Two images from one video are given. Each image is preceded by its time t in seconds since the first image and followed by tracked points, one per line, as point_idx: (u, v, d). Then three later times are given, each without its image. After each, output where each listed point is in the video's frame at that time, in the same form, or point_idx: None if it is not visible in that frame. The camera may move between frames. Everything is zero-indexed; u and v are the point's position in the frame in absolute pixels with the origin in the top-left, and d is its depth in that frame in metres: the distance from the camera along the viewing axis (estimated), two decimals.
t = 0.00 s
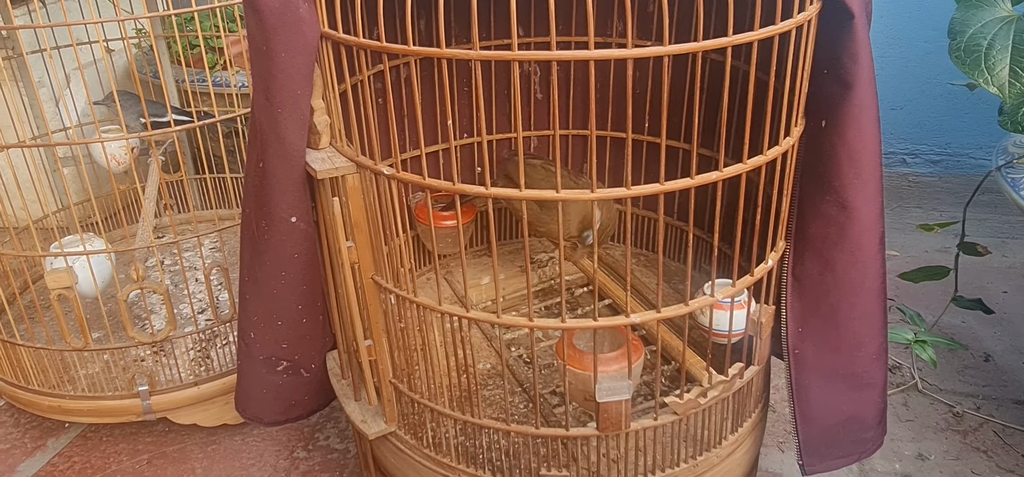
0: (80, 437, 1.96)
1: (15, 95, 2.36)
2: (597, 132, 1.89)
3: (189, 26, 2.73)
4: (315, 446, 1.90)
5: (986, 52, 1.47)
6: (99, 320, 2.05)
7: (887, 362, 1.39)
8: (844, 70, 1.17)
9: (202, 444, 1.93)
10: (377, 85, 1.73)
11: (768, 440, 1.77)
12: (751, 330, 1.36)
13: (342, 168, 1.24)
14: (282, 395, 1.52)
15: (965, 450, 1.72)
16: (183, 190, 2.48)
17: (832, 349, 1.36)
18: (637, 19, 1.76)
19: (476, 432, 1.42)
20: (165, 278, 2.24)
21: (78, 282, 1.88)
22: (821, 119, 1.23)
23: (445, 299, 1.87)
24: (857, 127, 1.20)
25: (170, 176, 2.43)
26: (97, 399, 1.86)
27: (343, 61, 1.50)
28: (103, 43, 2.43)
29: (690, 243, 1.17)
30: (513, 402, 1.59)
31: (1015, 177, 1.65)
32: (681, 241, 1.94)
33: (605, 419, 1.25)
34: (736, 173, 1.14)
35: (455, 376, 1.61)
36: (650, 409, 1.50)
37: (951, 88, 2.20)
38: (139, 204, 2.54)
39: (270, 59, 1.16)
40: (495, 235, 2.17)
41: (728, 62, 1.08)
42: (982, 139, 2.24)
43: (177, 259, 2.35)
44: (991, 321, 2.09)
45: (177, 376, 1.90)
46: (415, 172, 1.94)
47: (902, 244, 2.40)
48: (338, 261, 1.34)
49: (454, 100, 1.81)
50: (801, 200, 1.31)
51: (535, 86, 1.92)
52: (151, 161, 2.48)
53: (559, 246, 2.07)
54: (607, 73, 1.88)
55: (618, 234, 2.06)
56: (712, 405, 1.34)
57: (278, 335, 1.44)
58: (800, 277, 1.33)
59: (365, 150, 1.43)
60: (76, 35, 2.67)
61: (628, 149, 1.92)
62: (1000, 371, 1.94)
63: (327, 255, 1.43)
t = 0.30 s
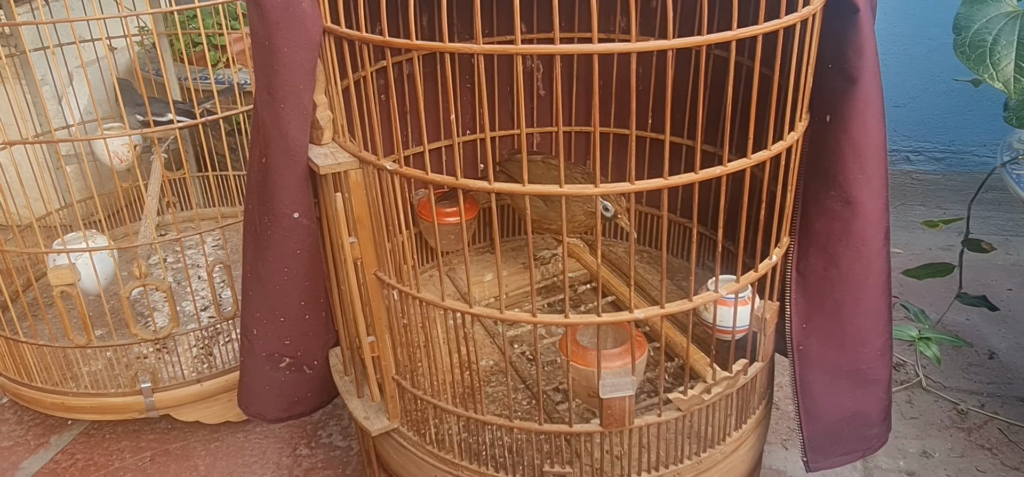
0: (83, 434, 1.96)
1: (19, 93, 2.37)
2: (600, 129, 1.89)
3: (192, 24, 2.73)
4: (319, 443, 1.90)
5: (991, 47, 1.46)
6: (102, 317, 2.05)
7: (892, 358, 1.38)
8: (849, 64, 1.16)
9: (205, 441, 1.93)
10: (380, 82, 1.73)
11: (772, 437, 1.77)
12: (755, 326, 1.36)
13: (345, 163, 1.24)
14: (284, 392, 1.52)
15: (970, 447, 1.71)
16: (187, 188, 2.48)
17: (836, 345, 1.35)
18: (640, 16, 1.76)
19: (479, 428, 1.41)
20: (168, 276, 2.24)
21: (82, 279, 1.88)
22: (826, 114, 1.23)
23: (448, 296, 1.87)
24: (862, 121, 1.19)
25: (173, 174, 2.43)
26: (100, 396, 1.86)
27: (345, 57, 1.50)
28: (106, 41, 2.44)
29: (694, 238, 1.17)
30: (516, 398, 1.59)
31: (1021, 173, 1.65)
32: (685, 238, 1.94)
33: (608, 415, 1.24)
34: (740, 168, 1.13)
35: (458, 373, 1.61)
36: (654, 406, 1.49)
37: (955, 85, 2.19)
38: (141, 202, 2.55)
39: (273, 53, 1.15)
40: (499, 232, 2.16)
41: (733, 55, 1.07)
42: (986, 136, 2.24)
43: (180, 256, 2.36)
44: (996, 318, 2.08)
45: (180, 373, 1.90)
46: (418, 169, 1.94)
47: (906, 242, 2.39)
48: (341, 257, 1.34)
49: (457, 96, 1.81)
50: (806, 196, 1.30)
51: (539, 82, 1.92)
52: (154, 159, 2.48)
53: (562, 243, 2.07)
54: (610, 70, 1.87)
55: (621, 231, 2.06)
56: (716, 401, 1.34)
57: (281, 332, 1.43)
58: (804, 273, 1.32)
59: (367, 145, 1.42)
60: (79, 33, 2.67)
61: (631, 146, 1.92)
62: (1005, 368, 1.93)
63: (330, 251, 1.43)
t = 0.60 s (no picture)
0: (86, 432, 1.97)
1: (22, 92, 2.37)
2: (602, 127, 1.89)
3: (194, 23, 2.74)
4: (321, 441, 1.90)
5: (995, 45, 1.46)
6: (105, 316, 2.05)
7: (895, 356, 1.38)
8: (852, 61, 1.16)
9: (207, 439, 1.93)
10: (382, 80, 1.73)
11: (774, 435, 1.77)
12: (758, 324, 1.35)
13: (347, 161, 1.24)
14: (287, 390, 1.52)
15: (973, 445, 1.71)
16: (189, 187, 2.49)
17: (839, 342, 1.35)
18: (642, 14, 1.76)
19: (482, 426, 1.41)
20: (171, 274, 2.25)
21: (84, 277, 1.88)
22: (828, 112, 1.23)
23: (450, 295, 1.87)
24: (865, 119, 1.19)
25: (176, 172, 2.44)
26: (103, 394, 1.86)
27: (348, 56, 1.50)
28: (109, 40, 2.44)
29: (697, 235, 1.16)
30: (518, 397, 1.59)
31: None
32: (687, 236, 1.94)
33: (610, 413, 1.24)
34: (743, 166, 1.13)
35: (461, 371, 1.61)
36: (656, 404, 1.49)
37: (958, 83, 2.19)
38: (144, 200, 2.56)
39: (275, 52, 1.15)
40: (501, 230, 2.16)
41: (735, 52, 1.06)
42: (989, 134, 2.23)
43: (183, 255, 2.36)
44: (999, 316, 2.08)
45: (183, 372, 1.90)
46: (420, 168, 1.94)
47: (909, 240, 2.39)
48: (343, 255, 1.34)
49: (460, 94, 1.81)
50: (808, 193, 1.30)
51: (540, 80, 1.92)
52: (157, 157, 2.49)
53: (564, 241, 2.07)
54: (611, 68, 1.87)
55: (624, 229, 2.06)
56: (718, 399, 1.34)
57: (284, 330, 1.43)
58: (807, 271, 1.32)
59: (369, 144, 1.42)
60: (82, 32, 2.68)
61: (633, 144, 1.92)
62: (1008, 367, 1.92)
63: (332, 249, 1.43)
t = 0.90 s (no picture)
0: (90, 431, 1.97)
1: (25, 92, 2.38)
2: (605, 126, 1.89)
3: (197, 22, 2.74)
4: (324, 440, 1.90)
5: (998, 42, 1.46)
6: (108, 315, 2.06)
7: (899, 355, 1.38)
8: (855, 59, 1.16)
9: (211, 438, 1.94)
10: (385, 79, 1.73)
11: (777, 434, 1.77)
12: (761, 323, 1.35)
13: (350, 160, 1.24)
14: (290, 388, 1.52)
15: (977, 444, 1.71)
16: (192, 186, 2.49)
17: (842, 341, 1.35)
18: (645, 13, 1.76)
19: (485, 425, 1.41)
20: (174, 273, 2.26)
21: (88, 276, 1.89)
22: (832, 110, 1.22)
23: (452, 294, 1.88)
24: (868, 117, 1.18)
25: (178, 172, 2.45)
26: (107, 393, 1.86)
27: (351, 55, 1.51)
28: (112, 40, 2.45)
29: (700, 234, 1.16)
30: (521, 395, 1.59)
31: None
32: (690, 235, 1.94)
33: (613, 411, 1.24)
34: (745, 164, 1.13)
35: (464, 370, 1.61)
36: (659, 403, 1.49)
37: (962, 82, 2.18)
38: (147, 200, 2.56)
39: (278, 50, 1.15)
40: (504, 229, 2.16)
41: (738, 50, 1.06)
42: (993, 132, 2.22)
43: (186, 255, 2.37)
44: (1002, 315, 2.07)
45: (186, 371, 1.91)
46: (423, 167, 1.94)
47: (913, 239, 2.38)
48: (346, 254, 1.34)
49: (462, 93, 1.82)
50: (811, 192, 1.30)
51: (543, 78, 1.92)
52: (159, 157, 2.50)
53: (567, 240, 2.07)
54: (614, 66, 1.87)
55: (627, 227, 2.06)
56: (721, 398, 1.34)
57: (286, 329, 1.44)
58: (810, 269, 1.32)
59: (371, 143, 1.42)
60: (85, 33, 2.69)
61: (636, 142, 1.92)
62: (1012, 365, 1.92)
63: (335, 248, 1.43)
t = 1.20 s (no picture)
0: (93, 430, 1.97)
1: (28, 91, 2.39)
2: (607, 124, 1.89)
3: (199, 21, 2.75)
4: (326, 438, 1.90)
5: (1002, 40, 1.45)
6: (111, 314, 2.06)
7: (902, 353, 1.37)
8: (858, 56, 1.15)
9: (213, 437, 1.94)
10: (387, 77, 1.73)
11: (780, 433, 1.77)
12: (764, 321, 1.35)
13: (351, 158, 1.24)
14: (293, 387, 1.53)
15: (980, 443, 1.70)
16: (195, 185, 2.50)
17: (845, 339, 1.34)
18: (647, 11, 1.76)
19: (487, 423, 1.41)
20: (176, 272, 2.26)
21: (90, 275, 1.89)
22: (834, 107, 1.22)
23: (454, 292, 1.88)
24: (871, 114, 1.18)
25: (181, 171, 2.45)
26: (110, 392, 1.86)
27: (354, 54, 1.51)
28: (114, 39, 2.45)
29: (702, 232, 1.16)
30: (523, 394, 1.59)
31: None
32: (692, 234, 1.93)
33: (615, 410, 1.24)
34: (748, 162, 1.12)
35: (466, 369, 1.61)
36: (661, 401, 1.49)
37: (965, 79, 2.18)
38: (150, 199, 2.57)
39: (279, 48, 1.15)
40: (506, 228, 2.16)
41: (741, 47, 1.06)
42: (997, 130, 2.22)
43: (188, 254, 2.37)
44: (1005, 313, 2.07)
45: (188, 369, 1.91)
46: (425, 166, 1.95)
47: (915, 237, 2.38)
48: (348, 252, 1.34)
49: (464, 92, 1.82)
50: (814, 190, 1.29)
51: (545, 77, 1.91)
52: (162, 156, 2.50)
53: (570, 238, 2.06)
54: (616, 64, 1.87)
55: (628, 226, 2.06)
56: (724, 396, 1.34)
57: (289, 327, 1.44)
58: (812, 267, 1.32)
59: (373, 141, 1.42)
60: (87, 32, 2.69)
61: (638, 141, 1.92)
62: (1015, 364, 1.92)
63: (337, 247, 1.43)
